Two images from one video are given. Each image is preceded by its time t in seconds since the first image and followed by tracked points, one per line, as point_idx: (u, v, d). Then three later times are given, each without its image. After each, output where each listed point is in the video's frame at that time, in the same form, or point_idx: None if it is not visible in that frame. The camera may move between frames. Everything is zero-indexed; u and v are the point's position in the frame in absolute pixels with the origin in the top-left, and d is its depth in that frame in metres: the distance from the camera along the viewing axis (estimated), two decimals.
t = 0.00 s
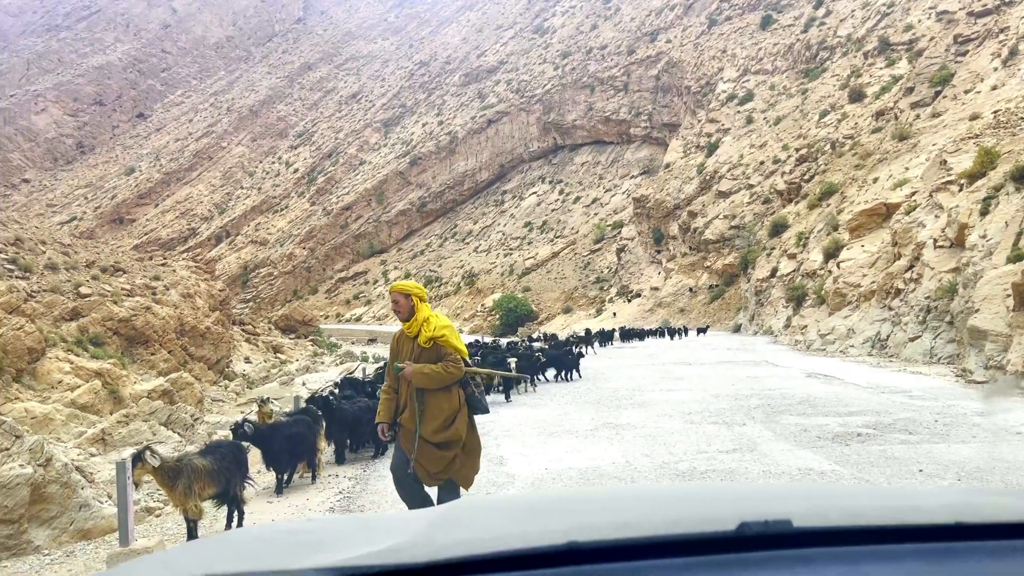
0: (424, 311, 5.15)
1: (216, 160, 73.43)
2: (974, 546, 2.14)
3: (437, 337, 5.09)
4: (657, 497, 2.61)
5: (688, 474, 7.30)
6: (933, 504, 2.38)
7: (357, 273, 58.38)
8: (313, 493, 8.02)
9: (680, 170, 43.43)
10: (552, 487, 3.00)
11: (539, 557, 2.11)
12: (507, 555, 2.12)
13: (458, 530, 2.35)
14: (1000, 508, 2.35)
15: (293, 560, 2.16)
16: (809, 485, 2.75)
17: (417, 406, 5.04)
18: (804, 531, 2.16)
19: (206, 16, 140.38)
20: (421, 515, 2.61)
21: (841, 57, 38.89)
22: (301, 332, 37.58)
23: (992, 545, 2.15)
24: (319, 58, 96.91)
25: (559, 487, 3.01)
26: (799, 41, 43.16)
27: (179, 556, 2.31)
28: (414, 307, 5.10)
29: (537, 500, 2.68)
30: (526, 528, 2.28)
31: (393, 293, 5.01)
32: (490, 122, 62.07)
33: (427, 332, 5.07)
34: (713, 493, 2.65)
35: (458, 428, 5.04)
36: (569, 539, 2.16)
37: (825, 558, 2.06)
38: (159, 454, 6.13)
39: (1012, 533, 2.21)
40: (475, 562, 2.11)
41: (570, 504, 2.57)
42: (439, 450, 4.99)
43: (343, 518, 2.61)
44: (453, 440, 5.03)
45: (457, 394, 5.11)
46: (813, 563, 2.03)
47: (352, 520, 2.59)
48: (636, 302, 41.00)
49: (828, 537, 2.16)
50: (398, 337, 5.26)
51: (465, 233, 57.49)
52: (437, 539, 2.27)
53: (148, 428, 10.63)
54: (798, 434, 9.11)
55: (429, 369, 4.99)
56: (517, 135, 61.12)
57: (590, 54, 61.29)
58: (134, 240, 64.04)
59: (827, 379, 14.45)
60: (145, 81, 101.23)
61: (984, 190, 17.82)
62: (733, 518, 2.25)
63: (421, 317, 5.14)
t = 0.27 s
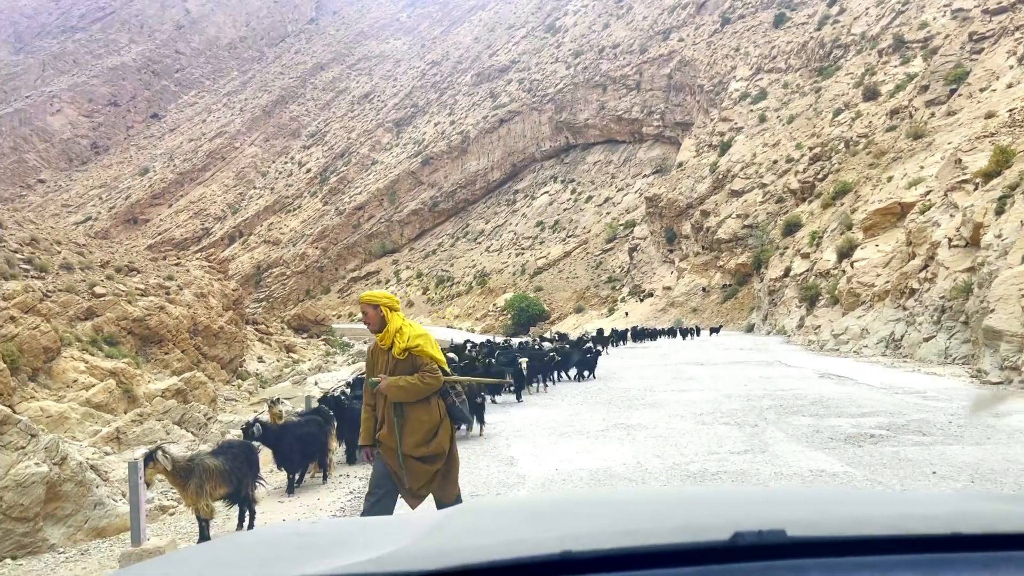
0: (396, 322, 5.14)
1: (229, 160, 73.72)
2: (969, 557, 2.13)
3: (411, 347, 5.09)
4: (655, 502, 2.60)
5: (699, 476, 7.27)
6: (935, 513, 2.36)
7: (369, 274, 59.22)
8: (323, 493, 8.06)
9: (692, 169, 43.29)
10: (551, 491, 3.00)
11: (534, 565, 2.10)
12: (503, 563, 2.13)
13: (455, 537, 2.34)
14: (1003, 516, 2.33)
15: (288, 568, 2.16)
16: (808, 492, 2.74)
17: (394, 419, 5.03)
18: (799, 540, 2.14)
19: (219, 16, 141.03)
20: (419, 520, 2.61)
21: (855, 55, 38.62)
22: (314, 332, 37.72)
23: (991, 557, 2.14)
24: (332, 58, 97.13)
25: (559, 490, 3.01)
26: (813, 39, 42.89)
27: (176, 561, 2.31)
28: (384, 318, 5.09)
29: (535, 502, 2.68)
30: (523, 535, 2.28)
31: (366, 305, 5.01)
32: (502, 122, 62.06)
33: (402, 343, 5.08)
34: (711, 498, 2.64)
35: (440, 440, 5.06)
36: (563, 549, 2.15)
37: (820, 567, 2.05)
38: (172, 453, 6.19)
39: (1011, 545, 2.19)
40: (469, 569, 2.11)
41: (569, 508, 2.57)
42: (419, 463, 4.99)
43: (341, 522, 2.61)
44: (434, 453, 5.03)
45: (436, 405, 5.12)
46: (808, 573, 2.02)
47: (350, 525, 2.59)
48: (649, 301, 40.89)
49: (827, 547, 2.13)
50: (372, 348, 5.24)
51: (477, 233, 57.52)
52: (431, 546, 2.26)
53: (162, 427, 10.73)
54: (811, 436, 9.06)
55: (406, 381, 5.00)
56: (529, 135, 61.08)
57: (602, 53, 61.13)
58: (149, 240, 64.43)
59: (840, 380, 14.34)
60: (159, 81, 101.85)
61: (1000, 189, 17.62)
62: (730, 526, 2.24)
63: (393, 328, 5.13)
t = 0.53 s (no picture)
0: (359, 315, 5.15)
1: (241, 160, 74.06)
2: (972, 561, 2.12)
3: (378, 339, 5.09)
4: (658, 503, 2.60)
5: (710, 476, 7.26)
6: (941, 517, 2.35)
7: (380, 273, 59.14)
8: (334, 492, 8.09)
9: (703, 169, 43.20)
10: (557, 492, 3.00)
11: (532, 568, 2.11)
12: (506, 565, 2.13)
13: (459, 538, 2.34)
14: (1008, 520, 2.32)
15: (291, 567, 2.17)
16: (816, 492, 2.72)
17: (370, 414, 5.05)
18: (802, 542, 2.14)
19: (231, 17, 141.72)
20: (424, 521, 2.61)
21: (868, 54, 38.41)
22: (325, 331, 37.86)
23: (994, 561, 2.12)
24: (343, 58, 97.39)
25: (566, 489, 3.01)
26: (825, 38, 42.68)
27: (182, 560, 2.33)
28: (346, 314, 5.11)
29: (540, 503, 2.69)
30: (525, 535, 2.29)
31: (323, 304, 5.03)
32: (512, 121, 62.08)
33: (369, 337, 5.08)
34: (715, 499, 2.64)
35: (420, 430, 5.08)
36: (564, 551, 2.15)
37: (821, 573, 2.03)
38: (184, 453, 6.21)
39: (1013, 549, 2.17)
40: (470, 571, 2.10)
41: (573, 510, 2.57)
42: (402, 455, 5.02)
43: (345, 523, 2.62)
44: (416, 443, 5.06)
45: (413, 395, 5.12)
46: None
47: (354, 524, 2.60)
48: (660, 301, 40.82)
49: (829, 550, 2.12)
50: (339, 346, 5.26)
51: (488, 232, 57.56)
52: (436, 547, 2.27)
53: (174, 426, 10.81)
54: (823, 436, 9.01)
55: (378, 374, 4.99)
56: (540, 135, 61.07)
57: (613, 52, 61.03)
58: (161, 240, 64.82)
59: (852, 380, 14.25)
60: (171, 82, 102.47)
61: (1013, 188, 17.49)
62: (732, 530, 2.23)
63: (357, 322, 5.13)
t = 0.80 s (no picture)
0: (351, 314, 5.15)
1: (251, 160, 74.30)
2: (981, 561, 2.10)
3: (371, 338, 5.11)
4: (665, 503, 2.59)
5: (719, 476, 7.25)
6: (949, 515, 2.34)
7: (390, 272, 59.23)
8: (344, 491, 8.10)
9: (713, 168, 43.09)
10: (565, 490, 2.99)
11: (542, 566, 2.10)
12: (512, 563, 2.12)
13: (464, 537, 2.34)
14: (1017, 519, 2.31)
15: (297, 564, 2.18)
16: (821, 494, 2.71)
17: (366, 413, 5.07)
18: (806, 543, 2.13)
19: (242, 18, 142.20)
20: (429, 520, 2.62)
21: (879, 52, 38.19)
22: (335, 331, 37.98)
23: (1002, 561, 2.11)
24: (353, 58, 97.53)
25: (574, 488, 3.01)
26: (836, 36, 42.46)
27: (187, 559, 2.34)
28: (337, 314, 5.11)
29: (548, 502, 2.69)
30: (531, 534, 2.29)
31: (318, 302, 5.03)
32: (522, 121, 62.06)
33: (362, 336, 5.10)
34: (722, 500, 2.63)
35: (416, 428, 5.11)
36: (568, 551, 2.15)
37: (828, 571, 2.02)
38: (192, 451, 6.25)
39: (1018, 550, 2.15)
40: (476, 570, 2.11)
41: (579, 508, 2.56)
42: (400, 454, 5.03)
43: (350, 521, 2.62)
44: (413, 441, 5.09)
45: (408, 393, 5.15)
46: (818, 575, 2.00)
47: (361, 522, 2.61)
48: (669, 301, 40.74)
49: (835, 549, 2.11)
50: (330, 347, 5.24)
51: (497, 232, 57.57)
52: (441, 546, 2.27)
53: (185, 425, 10.88)
54: (834, 436, 8.98)
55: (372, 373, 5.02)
56: (549, 134, 61.02)
57: (622, 52, 60.89)
58: (172, 240, 65.16)
59: (863, 380, 14.16)
60: (182, 83, 102.91)
61: None
62: (739, 529, 2.22)
63: (350, 322, 5.14)
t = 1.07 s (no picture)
0: (371, 309, 5.22)
1: (259, 161, 74.49)
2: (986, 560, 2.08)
3: (384, 336, 5.12)
4: (669, 501, 2.59)
5: (726, 475, 7.24)
6: (956, 516, 2.32)
7: (397, 272, 59.31)
8: (352, 490, 8.12)
9: (721, 167, 43.02)
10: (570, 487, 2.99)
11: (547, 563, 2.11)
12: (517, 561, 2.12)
13: (468, 534, 2.34)
14: None
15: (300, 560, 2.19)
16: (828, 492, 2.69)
17: (372, 409, 5.12)
18: (810, 540, 2.12)
19: (250, 18, 142.54)
20: (433, 517, 2.62)
21: (887, 51, 38.03)
22: (342, 330, 38.02)
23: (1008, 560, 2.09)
24: (360, 58, 97.61)
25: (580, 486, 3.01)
26: (845, 35, 42.29)
27: (192, 556, 2.36)
28: (358, 306, 5.20)
29: (553, 500, 2.69)
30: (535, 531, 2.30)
31: (337, 292, 5.14)
32: (529, 121, 62.03)
33: (376, 332, 5.13)
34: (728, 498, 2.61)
35: (418, 432, 5.09)
36: (572, 548, 2.14)
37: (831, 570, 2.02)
38: (198, 450, 6.27)
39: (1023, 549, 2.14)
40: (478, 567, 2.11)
41: (585, 506, 2.57)
42: (400, 456, 5.03)
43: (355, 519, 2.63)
44: (414, 445, 5.07)
45: (416, 398, 5.14)
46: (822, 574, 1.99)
47: (365, 519, 2.62)
48: (677, 301, 40.69)
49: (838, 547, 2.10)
50: (350, 341, 5.33)
51: (504, 232, 57.58)
52: (446, 544, 2.27)
53: (194, 425, 10.94)
54: (841, 436, 8.96)
55: (382, 369, 5.05)
56: (556, 134, 60.97)
57: (629, 51, 60.78)
58: (180, 240, 65.37)
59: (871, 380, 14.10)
60: (190, 83, 103.17)
61: None
62: (744, 528, 2.22)
63: (367, 316, 5.20)
